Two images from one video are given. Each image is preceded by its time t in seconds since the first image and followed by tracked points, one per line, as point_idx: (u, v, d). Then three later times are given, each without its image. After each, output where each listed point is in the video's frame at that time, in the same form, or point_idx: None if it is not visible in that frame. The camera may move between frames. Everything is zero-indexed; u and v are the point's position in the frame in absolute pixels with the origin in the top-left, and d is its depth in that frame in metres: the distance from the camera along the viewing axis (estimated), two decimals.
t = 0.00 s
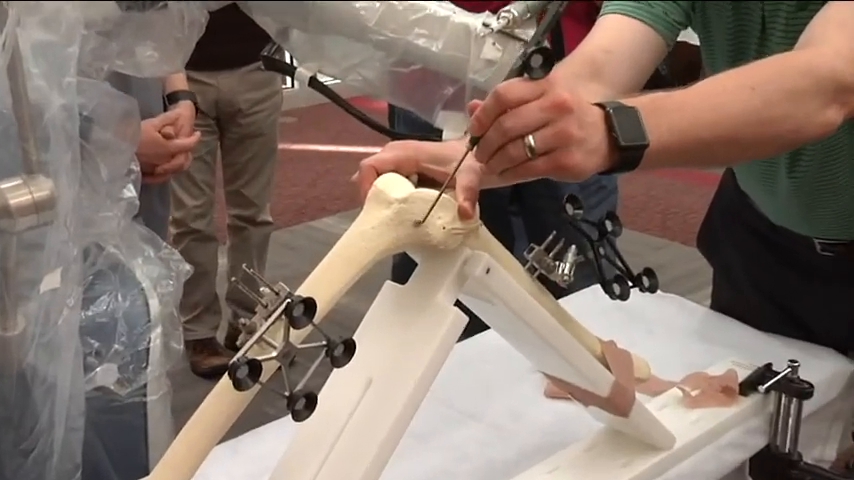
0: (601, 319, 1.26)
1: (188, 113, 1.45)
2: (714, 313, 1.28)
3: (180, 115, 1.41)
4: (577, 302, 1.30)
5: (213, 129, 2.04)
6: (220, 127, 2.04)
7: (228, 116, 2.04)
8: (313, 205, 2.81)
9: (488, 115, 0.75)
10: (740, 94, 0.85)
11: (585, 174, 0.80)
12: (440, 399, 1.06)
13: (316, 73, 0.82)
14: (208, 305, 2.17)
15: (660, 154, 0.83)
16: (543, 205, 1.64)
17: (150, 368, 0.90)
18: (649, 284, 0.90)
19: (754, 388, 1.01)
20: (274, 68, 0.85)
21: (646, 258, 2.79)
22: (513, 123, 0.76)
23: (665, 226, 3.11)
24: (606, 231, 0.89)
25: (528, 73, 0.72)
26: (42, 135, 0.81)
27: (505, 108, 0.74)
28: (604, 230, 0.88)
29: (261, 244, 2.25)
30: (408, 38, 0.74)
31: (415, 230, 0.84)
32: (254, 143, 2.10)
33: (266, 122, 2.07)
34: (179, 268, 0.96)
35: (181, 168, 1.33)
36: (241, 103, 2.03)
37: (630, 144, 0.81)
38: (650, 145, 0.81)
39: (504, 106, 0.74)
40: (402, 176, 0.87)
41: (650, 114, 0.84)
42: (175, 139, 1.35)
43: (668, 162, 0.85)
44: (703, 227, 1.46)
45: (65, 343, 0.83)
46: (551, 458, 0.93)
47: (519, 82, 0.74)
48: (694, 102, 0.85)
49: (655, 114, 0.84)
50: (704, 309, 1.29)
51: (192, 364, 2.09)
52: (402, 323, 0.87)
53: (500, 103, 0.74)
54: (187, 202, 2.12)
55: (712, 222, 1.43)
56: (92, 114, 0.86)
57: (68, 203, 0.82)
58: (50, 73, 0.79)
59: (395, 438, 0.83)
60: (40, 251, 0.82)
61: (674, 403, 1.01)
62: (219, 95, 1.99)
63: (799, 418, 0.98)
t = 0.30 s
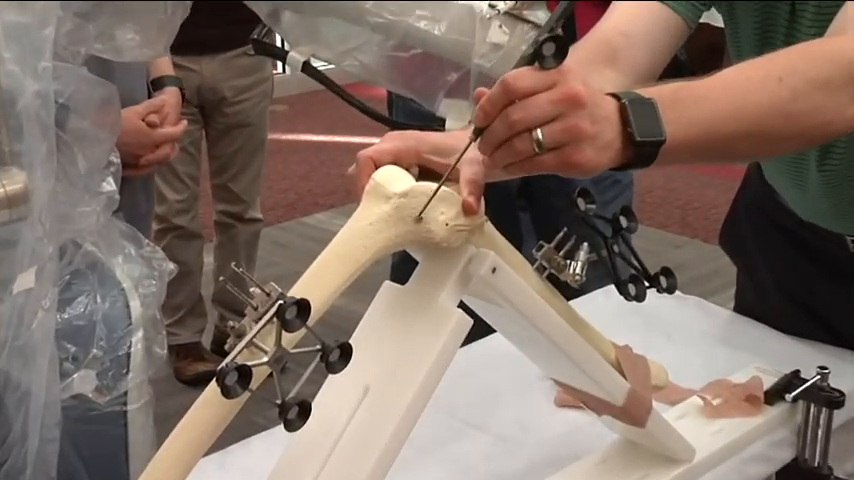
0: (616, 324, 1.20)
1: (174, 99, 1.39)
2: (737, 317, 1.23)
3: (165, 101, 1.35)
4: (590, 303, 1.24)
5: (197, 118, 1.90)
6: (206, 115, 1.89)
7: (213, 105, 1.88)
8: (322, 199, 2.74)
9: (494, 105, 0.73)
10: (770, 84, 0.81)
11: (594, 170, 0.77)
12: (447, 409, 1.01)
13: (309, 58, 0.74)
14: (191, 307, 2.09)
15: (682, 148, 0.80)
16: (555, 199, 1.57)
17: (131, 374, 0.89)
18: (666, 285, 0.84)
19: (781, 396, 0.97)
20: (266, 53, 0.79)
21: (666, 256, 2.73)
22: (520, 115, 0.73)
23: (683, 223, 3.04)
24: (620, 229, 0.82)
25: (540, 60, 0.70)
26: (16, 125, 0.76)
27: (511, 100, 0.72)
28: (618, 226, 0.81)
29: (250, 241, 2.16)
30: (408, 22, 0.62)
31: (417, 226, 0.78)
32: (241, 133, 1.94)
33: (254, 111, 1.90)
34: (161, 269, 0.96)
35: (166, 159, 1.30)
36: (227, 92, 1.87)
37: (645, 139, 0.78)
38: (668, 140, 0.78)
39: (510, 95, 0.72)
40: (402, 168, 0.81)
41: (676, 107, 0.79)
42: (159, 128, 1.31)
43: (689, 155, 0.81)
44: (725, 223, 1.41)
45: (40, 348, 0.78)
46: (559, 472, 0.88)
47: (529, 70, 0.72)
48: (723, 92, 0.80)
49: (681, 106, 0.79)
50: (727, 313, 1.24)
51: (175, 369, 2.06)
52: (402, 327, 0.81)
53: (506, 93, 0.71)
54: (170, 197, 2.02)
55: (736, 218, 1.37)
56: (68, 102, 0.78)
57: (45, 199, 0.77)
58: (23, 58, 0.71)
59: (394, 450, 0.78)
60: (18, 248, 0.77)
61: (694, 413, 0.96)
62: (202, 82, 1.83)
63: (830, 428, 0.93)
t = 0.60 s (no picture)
0: (630, 330, 1.15)
1: (160, 87, 1.35)
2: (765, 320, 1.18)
3: (151, 89, 1.32)
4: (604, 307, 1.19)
5: (184, 108, 1.83)
6: (191, 104, 1.83)
7: (200, 93, 1.82)
8: (320, 195, 2.63)
9: (510, 93, 0.68)
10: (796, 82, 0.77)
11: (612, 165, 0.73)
12: (454, 422, 0.95)
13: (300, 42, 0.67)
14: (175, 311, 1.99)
15: (701, 146, 0.77)
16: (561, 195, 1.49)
17: (110, 383, 0.85)
18: (686, 287, 0.78)
19: (810, 407, 0.93)
20: (258, 38, 0.73)
21: (686, 256, 2.57)
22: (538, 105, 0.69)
23: (705, 221, 2.89)
24: (637, 226, 0.76)
25: (560, 46, 0.66)
26: None
27: (528, 88, 0.67)
28: (633, 224, 0.75)
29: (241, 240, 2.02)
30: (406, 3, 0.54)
31: (418, 224, 0.72)
32: (230, 126, 1.87)
33: (243, 102, 1.84)
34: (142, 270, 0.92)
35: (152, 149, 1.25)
36: (215, 78, 1.81)
37: (666, 135, 0.74)
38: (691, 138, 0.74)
39: (529, 84, 0.67)
40: (402, 163, 0.76)
41: (694, 100, 0.76)
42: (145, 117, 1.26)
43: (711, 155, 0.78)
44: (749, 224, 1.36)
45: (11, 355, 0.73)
46: None
47: (547, 56, 0.67)
48: (746, 88, 0.77)
49: (700, 100, 0.77)
50: (753, 317, 1.18)
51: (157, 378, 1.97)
52: (403, 332, 0.75)
53: (524, 81, 0.67)
54: (151, 191, 1.88)
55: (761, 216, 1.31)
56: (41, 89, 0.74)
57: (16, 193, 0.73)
58: None
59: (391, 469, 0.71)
60: None
61: (716, 423, 0.92)
62: (189, 68, 1.78)
63: None
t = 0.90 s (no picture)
0: (642, 338, 1.10)
1: (138, 73, 1.31)
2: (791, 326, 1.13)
3: (128, 75, 1.28)
4: (616, 313, 1.14)
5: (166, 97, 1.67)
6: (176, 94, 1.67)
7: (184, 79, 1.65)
8: (310, 190, 2.30)
9: (519, 89, 0.63)
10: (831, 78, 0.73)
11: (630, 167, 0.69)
12: (454, 436, 0.91)
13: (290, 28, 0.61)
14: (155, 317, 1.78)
15: (725, 147, 0.73)
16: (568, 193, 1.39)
17: (84, 394, 0.76)
18: (705, 290, 0.72)
19: (839, 420, 0.92)
20: (244, 20, 0.67)
21: (706, 258, 2.43)
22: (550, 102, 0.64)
23: (727, 219, 2.73)
24: (652, 224, 0.70)
25: (575, 38, 0.60)
26: None
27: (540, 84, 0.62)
28: (648, 222, 0.70)
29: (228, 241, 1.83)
30: None
31: (418, 223, 0.67)
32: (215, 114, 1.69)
33: (232, 88, 1.67)
34: (119, 269, 0.84)
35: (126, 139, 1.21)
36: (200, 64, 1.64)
37: (688, 133, 0.69)
38: (713, 137, 0.70)
39: (541, 79, 0.62)
40: (400, 155, 0.70)
41: (720, 95, 0.72)
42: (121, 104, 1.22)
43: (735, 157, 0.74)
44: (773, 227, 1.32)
45: None
46: None
47: (560, 49, 0.62)
48: (777, 83, 0.73)
49: (726, 95, 0.72)
50: (780, 323, 1.13)
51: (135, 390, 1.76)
52: (400, 339, 0.70)
53: (535, 76, 0.62)
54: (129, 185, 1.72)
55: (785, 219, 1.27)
56: None
57: None
58: None
59: None
60: None
61: (739, 437, 0.90)
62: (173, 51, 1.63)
63: None
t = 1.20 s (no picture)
0: (657, 343, 1.05)
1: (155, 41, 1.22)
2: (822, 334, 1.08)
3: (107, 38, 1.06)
4: (632, 316, 1.09)
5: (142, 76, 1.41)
6: (154, 79, 1.43)
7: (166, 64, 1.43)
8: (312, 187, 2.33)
9: (525, 76, 0.57)
10: None
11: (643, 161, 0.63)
12: (456, 452, 0.86)
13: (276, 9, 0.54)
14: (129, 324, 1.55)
15: (750, 144, 0.68)
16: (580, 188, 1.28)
17: (54, 406, 0.69)
18: (728, 295, 0.67)
19: None
20: None
21: (729, 259, 2.26)
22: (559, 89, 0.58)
23: (751, 216, 2.60)
24: (671, 223, 0.64)
25: (585, 20, 0.54)
26: None
27: (548, 70, 0.56)
28: (666, 221, 0.64)
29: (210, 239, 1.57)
30: None
31: (416, 221, 0.62)
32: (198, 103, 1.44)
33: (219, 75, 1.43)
34: (91, 271, 0.79)
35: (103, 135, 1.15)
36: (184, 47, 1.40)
37: (708, 124, 0.64)
38: (734, 129, 0.65)
39: (548, 65, 0.56)
40: (396, 149, 0.65)
41: (743, 86, 0.67)
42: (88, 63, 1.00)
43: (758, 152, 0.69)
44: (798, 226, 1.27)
45: None
46: None
47: (570, 32, 0.55)
48: (804, 73, 0.68)
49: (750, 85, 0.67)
50: (808, 330, 1.08)
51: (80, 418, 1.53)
52: (396, 346, 0.65)
53: (542, 62, 0.55)
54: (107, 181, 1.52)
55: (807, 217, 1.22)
56: None
57: None
58: None
59: None
60: None
61: (763, 454, 0.85)
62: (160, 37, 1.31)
63: None
